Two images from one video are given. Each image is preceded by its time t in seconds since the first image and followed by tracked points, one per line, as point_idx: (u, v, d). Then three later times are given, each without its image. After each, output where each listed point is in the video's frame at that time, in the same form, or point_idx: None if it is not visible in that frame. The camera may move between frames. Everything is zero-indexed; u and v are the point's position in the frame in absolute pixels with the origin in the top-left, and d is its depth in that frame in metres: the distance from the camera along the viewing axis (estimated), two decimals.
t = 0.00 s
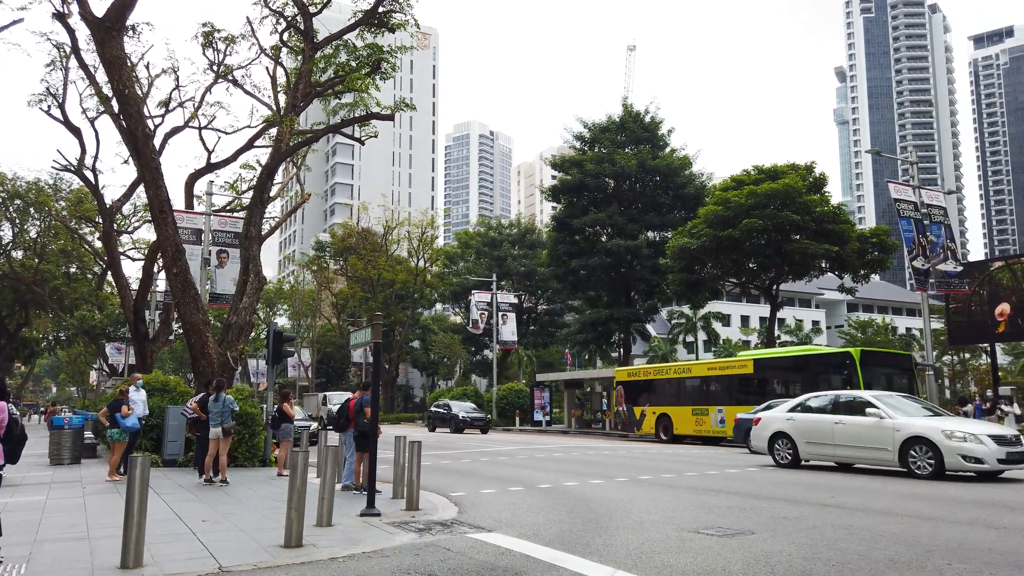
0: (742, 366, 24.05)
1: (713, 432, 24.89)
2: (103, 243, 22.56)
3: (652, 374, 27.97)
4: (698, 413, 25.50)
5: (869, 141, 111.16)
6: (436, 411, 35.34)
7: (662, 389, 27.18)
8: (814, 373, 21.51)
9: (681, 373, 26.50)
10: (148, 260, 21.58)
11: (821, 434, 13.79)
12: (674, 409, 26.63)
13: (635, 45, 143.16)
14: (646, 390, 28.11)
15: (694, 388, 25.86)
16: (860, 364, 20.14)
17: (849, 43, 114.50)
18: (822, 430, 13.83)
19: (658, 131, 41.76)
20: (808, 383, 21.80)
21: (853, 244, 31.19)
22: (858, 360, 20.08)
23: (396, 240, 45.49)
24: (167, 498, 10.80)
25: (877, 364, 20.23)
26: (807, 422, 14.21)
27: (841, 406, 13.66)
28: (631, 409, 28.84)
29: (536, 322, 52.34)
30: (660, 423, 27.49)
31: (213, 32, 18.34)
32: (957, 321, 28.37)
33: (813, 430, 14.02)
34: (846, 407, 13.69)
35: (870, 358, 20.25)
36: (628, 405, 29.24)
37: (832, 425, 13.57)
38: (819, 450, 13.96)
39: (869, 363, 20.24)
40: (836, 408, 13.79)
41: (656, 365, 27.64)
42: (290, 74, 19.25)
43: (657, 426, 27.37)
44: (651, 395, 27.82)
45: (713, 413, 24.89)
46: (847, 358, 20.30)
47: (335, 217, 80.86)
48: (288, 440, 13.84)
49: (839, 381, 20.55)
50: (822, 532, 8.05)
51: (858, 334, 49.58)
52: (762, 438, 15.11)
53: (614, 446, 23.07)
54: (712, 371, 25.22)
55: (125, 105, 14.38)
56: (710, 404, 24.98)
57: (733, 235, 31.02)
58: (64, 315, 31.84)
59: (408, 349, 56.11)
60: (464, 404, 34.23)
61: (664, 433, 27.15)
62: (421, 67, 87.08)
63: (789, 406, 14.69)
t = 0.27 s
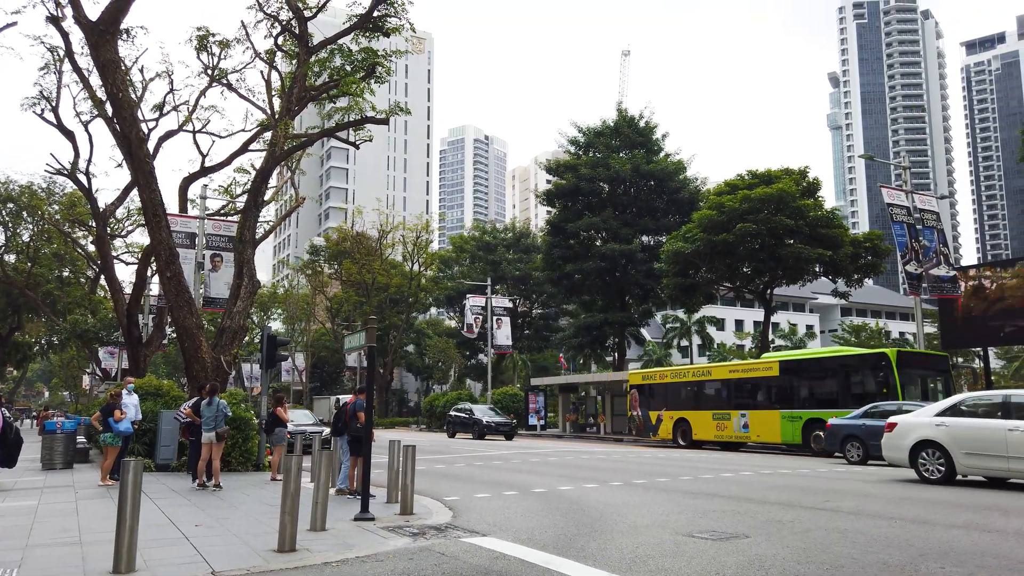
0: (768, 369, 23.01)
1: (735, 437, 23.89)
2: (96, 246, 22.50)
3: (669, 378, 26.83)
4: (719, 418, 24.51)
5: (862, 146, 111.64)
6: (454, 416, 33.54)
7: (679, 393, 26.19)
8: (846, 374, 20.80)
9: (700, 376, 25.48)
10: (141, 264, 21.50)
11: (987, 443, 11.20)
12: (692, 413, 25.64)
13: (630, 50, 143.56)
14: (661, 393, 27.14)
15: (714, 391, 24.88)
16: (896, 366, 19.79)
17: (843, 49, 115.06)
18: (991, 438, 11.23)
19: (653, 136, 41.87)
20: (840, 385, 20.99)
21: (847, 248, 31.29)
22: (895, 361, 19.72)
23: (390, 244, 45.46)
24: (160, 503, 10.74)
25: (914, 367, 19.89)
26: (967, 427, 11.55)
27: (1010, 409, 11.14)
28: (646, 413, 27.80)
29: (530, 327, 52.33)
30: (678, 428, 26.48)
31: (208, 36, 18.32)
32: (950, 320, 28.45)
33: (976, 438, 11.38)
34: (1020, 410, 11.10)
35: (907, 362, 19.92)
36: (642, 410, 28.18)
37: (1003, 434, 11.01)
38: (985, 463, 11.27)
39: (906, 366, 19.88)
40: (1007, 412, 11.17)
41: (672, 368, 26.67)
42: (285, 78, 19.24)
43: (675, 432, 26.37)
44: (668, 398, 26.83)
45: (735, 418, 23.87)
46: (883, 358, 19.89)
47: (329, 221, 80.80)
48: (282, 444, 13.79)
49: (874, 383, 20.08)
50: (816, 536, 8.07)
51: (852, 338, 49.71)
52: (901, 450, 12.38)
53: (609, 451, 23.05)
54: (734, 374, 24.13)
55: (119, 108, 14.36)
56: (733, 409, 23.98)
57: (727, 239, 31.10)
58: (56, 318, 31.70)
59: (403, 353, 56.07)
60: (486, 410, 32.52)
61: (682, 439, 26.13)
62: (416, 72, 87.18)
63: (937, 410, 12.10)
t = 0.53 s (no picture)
0: (801, 368, 21.62)
1: (765, 439, 22.56)
2: (94, 247, 22.46)
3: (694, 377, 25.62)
4: (748, 419, 23.23)
5: (860, 147, 111.74)
6: (481, 418, 31.38)
7: (705, 393, 24.95)
8: (887, 371, 19.15)
9: (727, 374, 24.23)
10: (139, 264, 21.46)
11: None
12: (718, 413, 24.42)
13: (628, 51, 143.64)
14: (686, 393, 25.91)
15: (742, 390, 23.61)
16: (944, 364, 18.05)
17: (840, 50, 115.16)
18: None
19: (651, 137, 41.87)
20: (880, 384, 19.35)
21: (845, 249, 31.32)
22: (942, 359, 17.99)
23: (388, 244, 45.41)
24: (158, 504, 10.73)
25: (962, 365, 18.14)
26: None
27: None
28: (669, 413, 26.57)
29: (529, 327, 52.31)
30: (703, 429, 25.26)
31: (206, 36, 18.30)
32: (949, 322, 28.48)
33: None
34: None
35: (955, 358, 18.15)
36: (664, 410, 26.96)
37: None
38: None
39: (954, 363, 18.12)
40: None
41: (696, 366, 25.47)
42: (283, 79, 19.23)
43: (699, 433, 25.16)
44: (692, 398, 25.62)
45: (765, 419, 22.56)
46: (930, 356, 18.19)
47: (327, 221, 80.77)
48: (280, 445, 13.78)
49: (920, 382, 18.38)
50: (814, 536, 8.07)
51: (850, 339, 49.72)
52: None
53: (607, 451, 23.02)
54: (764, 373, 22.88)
55: (116, 109, 14.35)
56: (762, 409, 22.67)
57: (725, 240, 31.11)
58: (54, 319, 31.66)
59: (401, 354, 56.06)
60: (517, 410, 30.33)
61: (707, 440, 24.92)
62: (414, 72, 87.16)
63: None
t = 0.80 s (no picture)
0: (839, 366, 20.09)
1: (800, 441, 21.13)
2: (93, 246, 22.42)
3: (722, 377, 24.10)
4: (781, 420, 21.78)
5: (859, 147, 111.75)
6: (515, 417, 29.18)
7: (733, 392, 23.52)
8: (936, 370, 17.63)
9: (759, 373, 22.78)
10: (138, 264, 21.46)
11: None
12: (748, 414, 22.98)
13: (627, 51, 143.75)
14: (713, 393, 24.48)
15: (775, 390, 22.15)
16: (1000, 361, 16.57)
17: (840, 50, 115.18)
18: None
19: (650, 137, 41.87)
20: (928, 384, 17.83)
21: (844, 249, 31.34)
22: (999, 356, 16.52)
23: (388, 245, 45.39)
24: (156, 504, 10.72)
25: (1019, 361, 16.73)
26: None
27: None
28: (694, 414, 25.11)
29: (528, 328, 52.33)
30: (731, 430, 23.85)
31: (205, 36, 18.29)
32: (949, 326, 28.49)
33: None
34: None
35: (1013, 354, 16.69)
36: (689, 410, 25.50)
37: None
38: None
39: (1012, 359, 16.68)
40: None
41: (724, 364, 24.05)
42: (282, 79, 19.21)
43: (727, 434, 23.74)
44: (719, 398, 24.19)
45: (800, 420, 21.11)
46: (984, 352, 16.70)
47: (326, 222, 80.78)
48: (279, 445, 13.75)
49: (972, 381, 16.90)
50: (813, 536, 8.08)
51: (849, 339, 49.71)
52: None
53: (607, 451, 23.03)
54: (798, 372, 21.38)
55: (116, 109, 14.35)
56: (797, 409, 21.19)
57: (724, 240, 31.12)
58: (53, 319, 31.63)
59: (400, 354, 56.05)
60: (554, 409, 28.16)
61: (736, 442, 23.51)
62: (413, 72, 87.15)
63: None
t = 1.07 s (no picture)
0: (884, 366, 19.04)
1: (841, 446, 20.03)
2: (92, 250, 22.41)
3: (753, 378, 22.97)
4: (820, 423, 20.67)
5: (858, 151, 111.92)
6: (554, 421, 27.36)
7: (767, 395, 22.33)
8: (995, 370, 16.63)
9: (794, 374, 21.62)
10: (137, 267, 21.44)
11: None
12: (783, 418, 21.82)
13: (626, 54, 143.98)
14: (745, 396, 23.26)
15: (812, 392, 21.00)
16: None
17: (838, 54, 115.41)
18: None
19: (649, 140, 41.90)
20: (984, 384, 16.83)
21: (842, 252, 31.37)
22: None
23: (387, 248, 45.39)
24: (155, 507, 10.71)
25: None
26: None
27: None
28: (723, 417, 23.90)
29: (527, 331, 52.32)
30: (764, 435, 22.68)
31: (205, 39, 18.32)
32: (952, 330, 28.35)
33: None
34: None
35: None
36: (717, 414, 24.30)
37: None
38: None
39: None
40: None
41: (756, 365, 22.85)
42: (282, 82, 19.23)
43: (760, 438, 22.58)
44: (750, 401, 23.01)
45: (841, 424, 20.00)
46: None
47: (325, 225, 80.81)
48: (278, 448, 13.74)
49: None
50: (813, 540, 8.08)
51: (849, 342, 49.69)
52: None
53: (607, 454, 23.05)
54: (839, 373, 20.28)
55: (115, 112, 14.36)
56: (838, 412, 20.05)
57: (723, 244, 31.14)
58: (51, 322, 31.62)
59: (399, 357, 56.03)
60: (599, 412, 26.45)
61: (770, 447, 22.35)
62: (412, 75, 87.23)
63: None
